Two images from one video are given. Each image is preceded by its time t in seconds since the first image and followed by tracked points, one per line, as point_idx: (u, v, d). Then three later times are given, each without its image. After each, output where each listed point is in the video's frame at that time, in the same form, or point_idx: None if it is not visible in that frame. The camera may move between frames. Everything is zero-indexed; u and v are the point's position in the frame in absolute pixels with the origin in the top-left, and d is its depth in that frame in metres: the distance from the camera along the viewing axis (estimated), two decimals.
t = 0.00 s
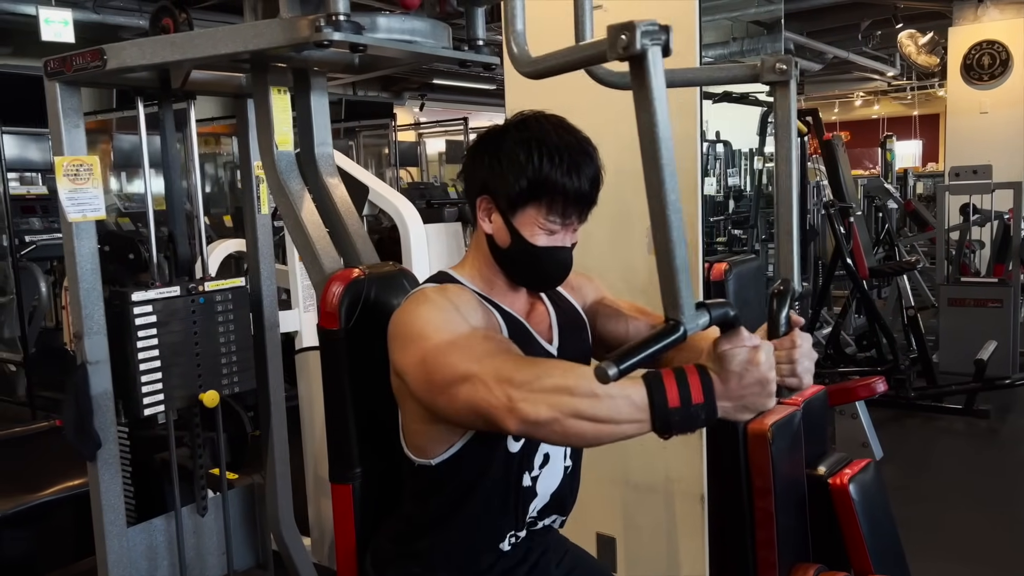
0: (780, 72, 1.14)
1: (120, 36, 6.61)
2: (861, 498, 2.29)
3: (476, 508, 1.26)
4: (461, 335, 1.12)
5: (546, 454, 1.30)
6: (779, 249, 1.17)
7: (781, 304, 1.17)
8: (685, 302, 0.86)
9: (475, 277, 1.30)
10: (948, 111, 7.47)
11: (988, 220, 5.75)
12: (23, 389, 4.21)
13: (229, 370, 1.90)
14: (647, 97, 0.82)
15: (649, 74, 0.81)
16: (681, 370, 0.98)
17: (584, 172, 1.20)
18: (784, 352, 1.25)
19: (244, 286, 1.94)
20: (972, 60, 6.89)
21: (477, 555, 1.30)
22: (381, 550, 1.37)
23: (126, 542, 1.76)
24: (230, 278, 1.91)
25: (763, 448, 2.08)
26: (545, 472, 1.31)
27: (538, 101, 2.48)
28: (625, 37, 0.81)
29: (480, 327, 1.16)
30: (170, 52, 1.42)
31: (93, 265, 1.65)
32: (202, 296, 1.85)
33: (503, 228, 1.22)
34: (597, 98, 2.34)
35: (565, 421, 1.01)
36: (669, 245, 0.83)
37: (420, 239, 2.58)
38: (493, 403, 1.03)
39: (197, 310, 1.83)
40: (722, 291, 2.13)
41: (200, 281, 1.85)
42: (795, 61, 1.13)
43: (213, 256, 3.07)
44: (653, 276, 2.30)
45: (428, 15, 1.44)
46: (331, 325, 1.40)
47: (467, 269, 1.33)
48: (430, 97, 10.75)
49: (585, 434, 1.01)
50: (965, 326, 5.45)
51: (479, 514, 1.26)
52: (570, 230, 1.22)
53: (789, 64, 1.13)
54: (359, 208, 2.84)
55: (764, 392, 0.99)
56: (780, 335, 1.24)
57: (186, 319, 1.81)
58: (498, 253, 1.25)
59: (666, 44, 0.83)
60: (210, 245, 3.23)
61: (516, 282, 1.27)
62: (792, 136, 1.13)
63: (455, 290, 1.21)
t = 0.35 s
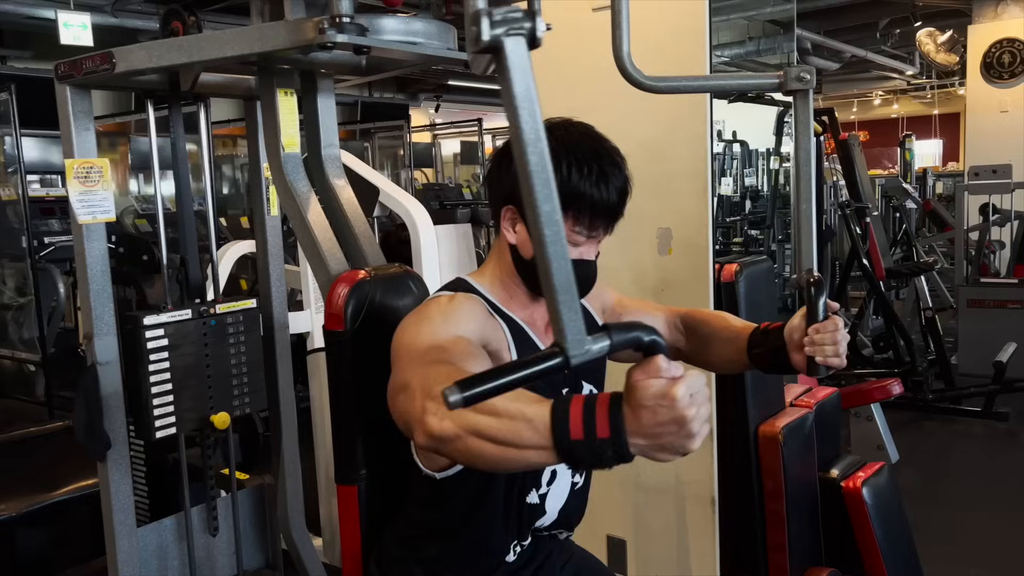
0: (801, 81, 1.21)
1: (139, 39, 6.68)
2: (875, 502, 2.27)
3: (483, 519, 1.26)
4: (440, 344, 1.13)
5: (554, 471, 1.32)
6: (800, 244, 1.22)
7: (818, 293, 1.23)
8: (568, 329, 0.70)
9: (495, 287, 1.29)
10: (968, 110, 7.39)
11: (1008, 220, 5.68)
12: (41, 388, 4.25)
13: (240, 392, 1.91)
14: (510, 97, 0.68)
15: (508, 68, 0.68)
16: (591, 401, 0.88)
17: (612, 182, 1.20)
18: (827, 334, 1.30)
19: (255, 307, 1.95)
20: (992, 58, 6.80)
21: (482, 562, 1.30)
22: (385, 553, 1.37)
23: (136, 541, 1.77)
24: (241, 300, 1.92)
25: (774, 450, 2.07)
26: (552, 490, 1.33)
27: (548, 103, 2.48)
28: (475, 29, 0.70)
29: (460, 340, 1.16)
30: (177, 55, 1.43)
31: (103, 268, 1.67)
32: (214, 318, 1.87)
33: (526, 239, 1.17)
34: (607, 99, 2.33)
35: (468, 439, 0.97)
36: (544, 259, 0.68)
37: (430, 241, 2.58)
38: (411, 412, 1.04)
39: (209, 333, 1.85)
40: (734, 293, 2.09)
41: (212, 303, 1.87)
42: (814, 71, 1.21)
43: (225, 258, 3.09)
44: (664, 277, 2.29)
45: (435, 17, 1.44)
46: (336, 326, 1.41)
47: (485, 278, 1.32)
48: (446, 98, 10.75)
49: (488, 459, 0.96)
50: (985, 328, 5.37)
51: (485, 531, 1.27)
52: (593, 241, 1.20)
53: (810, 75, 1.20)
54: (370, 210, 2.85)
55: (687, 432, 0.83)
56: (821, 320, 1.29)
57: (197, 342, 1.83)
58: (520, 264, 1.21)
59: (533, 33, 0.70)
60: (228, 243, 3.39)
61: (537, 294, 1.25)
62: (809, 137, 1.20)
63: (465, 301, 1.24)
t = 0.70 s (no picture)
0: (807, 84, 1.25)
1: (157, 40, 6.73)
2: (889, 504, 2.24)
3: (492, 522, 1.27)
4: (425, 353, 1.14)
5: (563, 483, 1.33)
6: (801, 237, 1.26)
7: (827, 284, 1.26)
8: (463, 339, 0.80)
9: (513, 293, 1.29)
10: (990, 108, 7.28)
11: None
12: (59, 387, 4.29)
13: (250, 402, 1.94)
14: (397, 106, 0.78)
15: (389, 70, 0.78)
16: (509, 415, 0.95)
17: (637, 194, 1.19)
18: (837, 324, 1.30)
19: (266, 319, 1.99)
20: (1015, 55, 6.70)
21: (488, 564, 1.30)
22: (390, 552, 1.37)
23: (145, 538, 1.78)
24: (251, 311, 1.95)
25: (785, 451, 2.05)
26: (561, 502, 1.35)
27: (558, 102, 2.47)
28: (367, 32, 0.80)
29: (444, 347, 1.14)
30: (184, 55, 1.44)
31: (114, 267, 1.68)
32: (224, 329, 1.89)
33: (549, 248, 1.20)
34: (616, 98, 2.32)
35: (400, 437, 1.09)
36: (443, 266, 0.78)
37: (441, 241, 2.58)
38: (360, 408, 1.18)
39: (220, 344, 1.87)
40: (745, 293, 2.08)
41: (223, 315, 1.89)
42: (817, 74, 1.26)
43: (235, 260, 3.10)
44: (674, 276, 2.27)
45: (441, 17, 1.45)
46: (341, 325, 1.42)
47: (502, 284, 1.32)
48: (462, 98, 10.74)
49: (415, 460, 1.07)
50: (1005, 329, 5.30)
51: (493, 537, 1.28)
52: (618, 252, 1.21)
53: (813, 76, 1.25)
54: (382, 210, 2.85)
55: (597, 453, 0.88)
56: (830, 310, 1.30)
57: (208, 353, 1.85)
58: (541, 273, 1.23)
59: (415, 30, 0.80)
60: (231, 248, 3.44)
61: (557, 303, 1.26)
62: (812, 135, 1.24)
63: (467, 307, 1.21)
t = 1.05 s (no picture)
0: (816, 74, 1.20)
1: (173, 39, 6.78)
2: (900, 505, 2.21)
3: (491, 507, 1.25)
4: (437, 342, 1.13)
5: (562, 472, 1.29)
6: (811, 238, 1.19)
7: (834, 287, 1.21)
8: (532, 331, 0.69)
9: (505, 286, 1.28)
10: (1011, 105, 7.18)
11: None
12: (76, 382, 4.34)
13: (256, 391, 1.94)
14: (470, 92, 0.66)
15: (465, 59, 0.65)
16: (568, 402, 0.90)
17: (626, 188, 1.17)
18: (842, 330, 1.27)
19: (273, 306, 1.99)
20: None
21: (488, 561, 1.29)
22: (391, 550, 1.37)
23: (151, 534, 1.80)
24: (258, 299, 1.95)
25: (795, 451, 2.03)
26: (560, 491, 1.31)
27: (566, 99, 2.46)
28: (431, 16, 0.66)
29: (459, 337, 1.15)
30: (187, 52, 1.45)
31: (119, 264, 1.70)
32: (230, 317, 1.91)
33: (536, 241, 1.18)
34: (625, 94, 2.31)
35: (447, 437, 1.03)
36: (513, 259, 0.67)
37: (449, 238, 2.57)
38: (399, 411, 1.10)
39: (225, 332, 1.88)
40: (754, 290, 2.06)
41: (228, 303, 1.90)
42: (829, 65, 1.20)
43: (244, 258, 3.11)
44: (683, 273, 2.26)
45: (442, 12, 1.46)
46: (344, 322, 1.41)
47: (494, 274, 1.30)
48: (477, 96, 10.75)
49: (467, 458, 1.01)
50: None
51: (490, 530, 1.27)
52: (606, 246, 1.18)
53: (824, 67, 1.20)
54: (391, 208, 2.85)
55: (662, 434, 0.82)
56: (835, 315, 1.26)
57: (213, 340, 1.86)
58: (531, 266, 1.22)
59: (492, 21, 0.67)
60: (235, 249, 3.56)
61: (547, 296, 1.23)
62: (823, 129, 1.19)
63: (469, 297, 1.22)
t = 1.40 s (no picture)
0: (800, 58, 1.11)
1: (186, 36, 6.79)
2: (911, 504, 2.19)
3: (486, 490, 1.25)
4: (453, 332, 1.11)
5: (555, 456, 1.29)
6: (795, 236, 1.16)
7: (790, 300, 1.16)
8: (665, 299, 0.82)
9: (486, 273, 1.28)
10: None
11: None
12: (90, 378, 4.37)
13: (260, 364, 1.96)
14: (627, 88, 0.79)
15: (628, 60, 0.79)
16: (668, 368, 0.93)
17: (600, 174, 1.16)
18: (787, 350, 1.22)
19: (276, 281, 2.00)
20: None
21: (486, 556, 1.29)
22: (393, 547, 1.38)
23: (157, 530, 1.80)
24: (261, 274, 1.96)
25: (803, 450, 2.02)
26: (554, 476, 1.30)
27: (574, 94, 2.44)
28: (604, 21, 0.79)
29: (479, 323, 1.14)
30: (191, 48, 1.45)
31: (125, 260, 1.71)
32: (233, 291, 1.91)
33: (515, 229, 1.19)
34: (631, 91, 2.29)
35: (550, 422, 0.98)
36: (648, 236, 0.80)
37: (456, 233, 2.57)
38: (476, 405, 1.01)
39: (229, 305, 1.89)
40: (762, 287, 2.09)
41: (231, 277, 1.90)
42: (814, 45, 1.11)
43: (253, 254, 3.12)
44: (691, 269, 2.23)
45: (444, 7, 1.45)
46: (345, 319, 1.41)
47: (477, 265, 1.30)
48: (490, 92, 10.73)
49: (575, 437, 0.98)
50: None
51: (485, 516, 1.26)
52: (584, 233, 1.18)
53: (810, 50, 1.11)
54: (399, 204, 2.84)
55: (756, 391, 0.96)
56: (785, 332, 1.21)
57: (217, 313, 1.88)
58: (509, 253, 1.22)
59: (651, 27, 0.79)
60: (240, 253, 3.62)
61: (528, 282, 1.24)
62: (813, 120, 1.12)
63: (461, 284, 1.21)
